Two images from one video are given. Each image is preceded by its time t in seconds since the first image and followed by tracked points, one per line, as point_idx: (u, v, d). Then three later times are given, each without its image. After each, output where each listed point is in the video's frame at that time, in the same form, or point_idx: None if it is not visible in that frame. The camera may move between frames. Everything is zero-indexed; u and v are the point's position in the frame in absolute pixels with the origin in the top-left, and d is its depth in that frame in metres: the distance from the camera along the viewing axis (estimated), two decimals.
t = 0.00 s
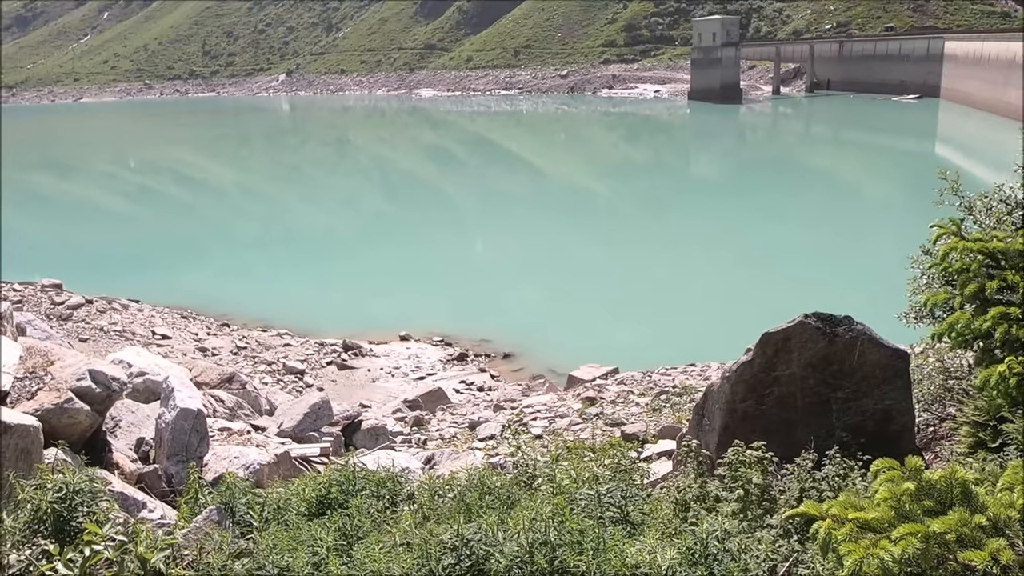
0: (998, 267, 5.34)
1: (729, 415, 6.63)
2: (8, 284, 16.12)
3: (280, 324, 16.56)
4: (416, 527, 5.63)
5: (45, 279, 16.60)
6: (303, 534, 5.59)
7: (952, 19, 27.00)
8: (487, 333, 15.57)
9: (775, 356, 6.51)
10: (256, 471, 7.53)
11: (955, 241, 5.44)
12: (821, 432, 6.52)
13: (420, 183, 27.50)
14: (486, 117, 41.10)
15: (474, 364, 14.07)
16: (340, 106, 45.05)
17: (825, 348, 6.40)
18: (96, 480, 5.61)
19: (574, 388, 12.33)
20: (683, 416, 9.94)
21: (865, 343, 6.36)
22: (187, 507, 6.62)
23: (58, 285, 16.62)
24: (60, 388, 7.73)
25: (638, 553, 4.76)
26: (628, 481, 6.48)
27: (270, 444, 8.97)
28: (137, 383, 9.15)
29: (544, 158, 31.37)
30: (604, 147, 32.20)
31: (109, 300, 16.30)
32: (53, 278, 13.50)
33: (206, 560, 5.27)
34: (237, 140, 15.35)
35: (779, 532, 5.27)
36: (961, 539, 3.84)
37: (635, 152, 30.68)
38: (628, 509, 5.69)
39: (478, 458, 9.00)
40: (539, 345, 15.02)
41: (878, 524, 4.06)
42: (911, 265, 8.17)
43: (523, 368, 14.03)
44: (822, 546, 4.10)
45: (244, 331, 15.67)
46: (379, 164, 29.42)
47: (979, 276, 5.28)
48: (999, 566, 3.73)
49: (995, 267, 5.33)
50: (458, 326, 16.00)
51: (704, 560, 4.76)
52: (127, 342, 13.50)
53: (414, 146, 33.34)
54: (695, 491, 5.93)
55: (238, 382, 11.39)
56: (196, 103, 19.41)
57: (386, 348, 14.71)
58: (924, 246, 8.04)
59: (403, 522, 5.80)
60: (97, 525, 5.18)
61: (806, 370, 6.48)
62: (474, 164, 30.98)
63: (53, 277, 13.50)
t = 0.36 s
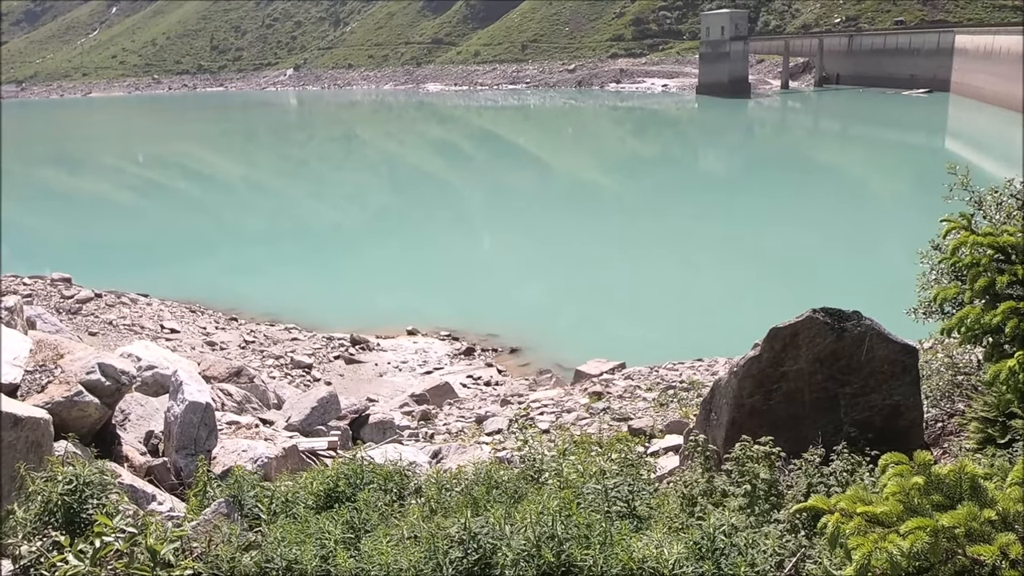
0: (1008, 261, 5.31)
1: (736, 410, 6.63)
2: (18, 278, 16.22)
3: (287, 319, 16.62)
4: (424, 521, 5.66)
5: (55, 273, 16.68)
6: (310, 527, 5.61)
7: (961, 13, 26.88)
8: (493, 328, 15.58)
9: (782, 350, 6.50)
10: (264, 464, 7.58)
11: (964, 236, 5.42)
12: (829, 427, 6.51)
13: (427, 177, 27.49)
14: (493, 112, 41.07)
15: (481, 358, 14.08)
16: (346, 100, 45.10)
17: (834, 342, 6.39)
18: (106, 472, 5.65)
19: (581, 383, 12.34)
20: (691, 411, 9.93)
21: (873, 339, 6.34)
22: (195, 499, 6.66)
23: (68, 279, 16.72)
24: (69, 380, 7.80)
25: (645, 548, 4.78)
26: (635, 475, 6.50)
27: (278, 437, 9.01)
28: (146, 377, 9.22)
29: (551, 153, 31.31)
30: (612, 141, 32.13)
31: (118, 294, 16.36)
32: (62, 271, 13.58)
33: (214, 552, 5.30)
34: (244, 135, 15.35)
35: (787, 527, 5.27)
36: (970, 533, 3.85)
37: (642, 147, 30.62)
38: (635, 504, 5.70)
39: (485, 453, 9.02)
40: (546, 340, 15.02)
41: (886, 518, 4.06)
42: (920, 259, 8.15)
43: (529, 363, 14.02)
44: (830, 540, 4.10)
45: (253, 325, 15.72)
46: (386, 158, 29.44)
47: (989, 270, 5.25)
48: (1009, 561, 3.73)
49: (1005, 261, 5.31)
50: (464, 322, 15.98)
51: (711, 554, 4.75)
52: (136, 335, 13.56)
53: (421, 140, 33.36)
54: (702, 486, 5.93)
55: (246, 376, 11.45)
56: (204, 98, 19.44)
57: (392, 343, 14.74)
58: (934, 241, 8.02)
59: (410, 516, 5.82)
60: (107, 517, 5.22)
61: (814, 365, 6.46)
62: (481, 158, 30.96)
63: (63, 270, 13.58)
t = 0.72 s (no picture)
0: (1010, 259, 5.31)
1: (739, 408, 6.64)
2: (21, 276, 16.27)
3: (290, 316, 16.63)
4: (426, 518, 5.67)
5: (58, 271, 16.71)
6: (313, 524, 5.62)
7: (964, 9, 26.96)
8: (496, 326, 15.58)
9: (784, 348, 6.51)
10: (266, 461, 7.60)
11: (966, 234, 5.42)
12: (831, 425, 6.50)
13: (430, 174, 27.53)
14: (495, 109, 41.19)
15: (484, 356, 14.09)
16: (349, 98, 45.15)
17: (836, 341, 6.39)
18: (109, 469, 5.66)
19: (583, 381, 12.34)
20: (693, 409, 9.92)
21: (875, 337, 6.34)
22: (198, 496, 6.68)
23: (71, 277, 16.74)
24: (72, 377, 7.82)
25: (647, 545, 4.77)
26: (637, 473, 6.50)
27: (280, 435, 9.02)
28: (149, 374, 9.23)
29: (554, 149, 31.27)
30: (615, 138, 32.12)
31: (121, 292, 16.38)
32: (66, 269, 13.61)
33: (217, 549, 5.30)
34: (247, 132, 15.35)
35: (789, 525, 5.28)
36: (972, 531, 3.85)
37: (645, 144, 30.60)
38: (637, 502, 5.70)
39: (488, 450, 9.03)
40: (549, 338, 15.01)
41: (888, 515, 4.07)
42: (923, 257, 8.15)
43: (532, 361, 14.01)
44: (831, 538, 4.09)
45: (255, 323, 15.73)
46: (388, 156, 29.45)
47: (991, 267, 5.24)
48: (1010, 558, 3.72)
49: (1008, 259, 5.31)
50: (467, 320, 15.96)
51: (713, 552, 4.76)
52: (139, 333, 13.58)
53: (423, 138, 33.46)
54: (704, 484, 5.93)
55: (249, 373, 11.47)
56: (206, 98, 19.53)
57: (395, 340, 14.74)
58: (936, 238, 8.01)
59: (413, 514, 5.83)
60: (110, 514, 5.23)
61: (816, 363, 6.47)
62: (483, 155, 30.99)
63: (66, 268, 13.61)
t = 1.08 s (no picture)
0: (1006, 257, 5.31)
1: (734, 405, 6.64)
2: (15, 274, 16.22)
3: (285, 314, 16.58)
4: (421, 516, 5.68)
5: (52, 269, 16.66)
6: (308, 522, 5.62)
7: (958, 8, 27.02)
8: (492, 323, 15.58)
9: (779, 345, 6.50)
10: (261, 459, 7.59)
11: (963, 231, 5.41)
12: (826, 422, 6.50)
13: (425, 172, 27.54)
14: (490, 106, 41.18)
15: (479, 353, 14.09)
16: (343, 95, 45.15)
17: (831, 337, 6.40)
18: (103, 468, 5.64)
19: (579, 378, 12.35)
20: (688, 405, 9.94)
21: (870, 333, 6.35)
22: (193, 495, 6.66)
23: (65, 275, 16.70)
24: (66, 375, 7.80)
25: (643, 543, 4.77)
26: (632, 470, 6.50)
27: (275, 432, 9.01)
28: (143, 371, 9.21)
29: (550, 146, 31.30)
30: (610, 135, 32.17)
31: (115, 289, 16.33)
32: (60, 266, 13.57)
33: (212, 548, 5.28)
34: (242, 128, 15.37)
35: (784, 522, 5.28)
36: (969, 529, 3.85)
37: (640, 141, 30.65)
38: (632, 499, 5.71)
39: (483, 447, 9.03)
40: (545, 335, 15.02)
41: (885, 514, 4.08)
42: (917, 254, 8.16)
43: (527, 358, 14.02)
44: (829, 537, 4.09)
45: (250, 320, 15.70)
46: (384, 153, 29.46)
47: (987, 264, 5.23)
48: (1008, 556, 3.72)
49: (1003, 256, 5.31)
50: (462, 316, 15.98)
51: (709, 549, 4.77)
52: (133, 331, 13.54)
53: (418, 135, 33.43)
54: (700, 481, 5.93)
55: (243, 371, 11.45)
56: (199, 97, 19.50)
57: (390, 338, 14.73)
58: (931, 236, 8.02)
59: (408, 512, 5.83)
60: (103, 513, 5.20)
61: (812, 360, 6.47)
62: (479, 153, 31.01)
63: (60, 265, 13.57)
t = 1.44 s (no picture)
0: (998, 249, 5.30)
1: (726, 400, 6.62)
2: (5, 272, 16.12)
3: (278, 312, 16.50)
4: (413, 513, 5.65)
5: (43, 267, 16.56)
6: (299, 520, 5.58)
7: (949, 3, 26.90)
8: (485, 320, 15.54)
9: (772, 340, 6.49)
10: (253, 458, 7.56)
11: (954, 224, 5.40)
12: (819, 417, 6.50)
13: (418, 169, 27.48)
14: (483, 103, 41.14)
15: (472, 350, 14.06)
16: (335, 91, 45.27)
17: (823, 332, 6.39)
18: (91, 468, 5.59)
19: (572, 374, 12.34)
20: (681, 401, 9.94)
21: (862, 328, 6.35)
22: (183, 494, 6.63)
23: (55, 273, 16.60)
24: (54, 375, 7.76)
25: (635, 539, 4.75)
26: (625, 466, 6.49)
27: (267, 431, 8.97)
28: (134, 370, 9.16)
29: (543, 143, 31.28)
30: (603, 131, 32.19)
31: (106, 288, 16.23)
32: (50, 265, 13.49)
33: (202, 547, 5.26)
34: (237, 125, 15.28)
35: (776, 517, 5.29)
36: (960, 524, 3.83)
37: (632, 138, 30.67)
38: (625, 495, 5.69)
39: (476, 444, 9.00)
40: (539, 332, 14.99)
41: (876, 510, 4.07)
42: (908, 248, 8.16)
43: (521, 355, 14.00)
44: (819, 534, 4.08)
45: (242, 318, 15.64)
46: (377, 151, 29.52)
47: (978, 258, 5.23)
48: (998, 552, 3.72)
49: (994, 249, 5.31)
50: (455, 313, 15.94)
51: (701, 545, 4.76)
52: (124, 329, 13.47)
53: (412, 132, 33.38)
54: (692, 477, 5.93)
55: (235, 369, 11.40)
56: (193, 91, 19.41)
57: (383, 335, 14.68)
58: (922, 230, 8.01)
59: (400, 509, 5.81)
60: (91, 513, 5.16)
61: (804, 355, 6.46)
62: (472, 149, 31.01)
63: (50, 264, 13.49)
